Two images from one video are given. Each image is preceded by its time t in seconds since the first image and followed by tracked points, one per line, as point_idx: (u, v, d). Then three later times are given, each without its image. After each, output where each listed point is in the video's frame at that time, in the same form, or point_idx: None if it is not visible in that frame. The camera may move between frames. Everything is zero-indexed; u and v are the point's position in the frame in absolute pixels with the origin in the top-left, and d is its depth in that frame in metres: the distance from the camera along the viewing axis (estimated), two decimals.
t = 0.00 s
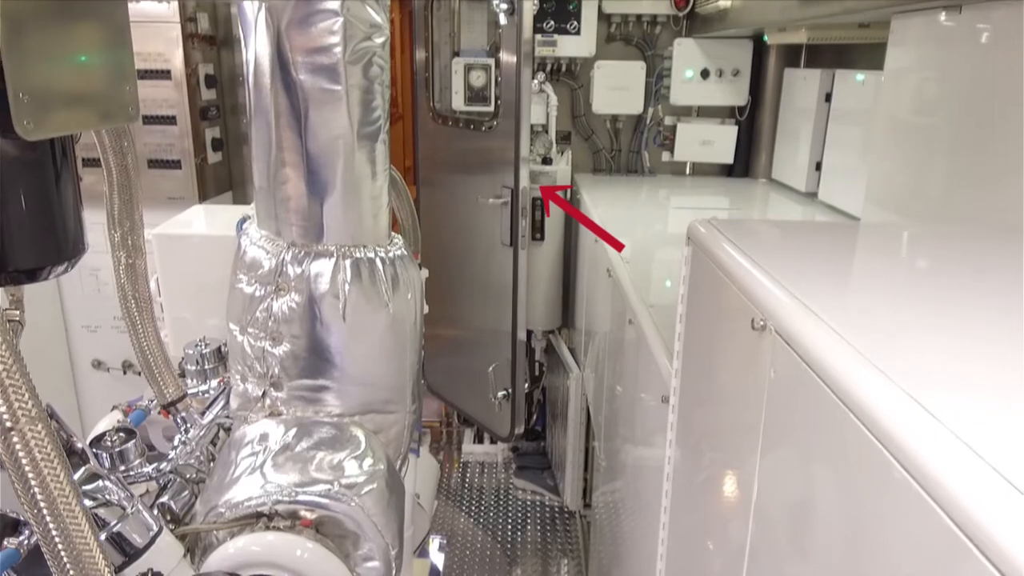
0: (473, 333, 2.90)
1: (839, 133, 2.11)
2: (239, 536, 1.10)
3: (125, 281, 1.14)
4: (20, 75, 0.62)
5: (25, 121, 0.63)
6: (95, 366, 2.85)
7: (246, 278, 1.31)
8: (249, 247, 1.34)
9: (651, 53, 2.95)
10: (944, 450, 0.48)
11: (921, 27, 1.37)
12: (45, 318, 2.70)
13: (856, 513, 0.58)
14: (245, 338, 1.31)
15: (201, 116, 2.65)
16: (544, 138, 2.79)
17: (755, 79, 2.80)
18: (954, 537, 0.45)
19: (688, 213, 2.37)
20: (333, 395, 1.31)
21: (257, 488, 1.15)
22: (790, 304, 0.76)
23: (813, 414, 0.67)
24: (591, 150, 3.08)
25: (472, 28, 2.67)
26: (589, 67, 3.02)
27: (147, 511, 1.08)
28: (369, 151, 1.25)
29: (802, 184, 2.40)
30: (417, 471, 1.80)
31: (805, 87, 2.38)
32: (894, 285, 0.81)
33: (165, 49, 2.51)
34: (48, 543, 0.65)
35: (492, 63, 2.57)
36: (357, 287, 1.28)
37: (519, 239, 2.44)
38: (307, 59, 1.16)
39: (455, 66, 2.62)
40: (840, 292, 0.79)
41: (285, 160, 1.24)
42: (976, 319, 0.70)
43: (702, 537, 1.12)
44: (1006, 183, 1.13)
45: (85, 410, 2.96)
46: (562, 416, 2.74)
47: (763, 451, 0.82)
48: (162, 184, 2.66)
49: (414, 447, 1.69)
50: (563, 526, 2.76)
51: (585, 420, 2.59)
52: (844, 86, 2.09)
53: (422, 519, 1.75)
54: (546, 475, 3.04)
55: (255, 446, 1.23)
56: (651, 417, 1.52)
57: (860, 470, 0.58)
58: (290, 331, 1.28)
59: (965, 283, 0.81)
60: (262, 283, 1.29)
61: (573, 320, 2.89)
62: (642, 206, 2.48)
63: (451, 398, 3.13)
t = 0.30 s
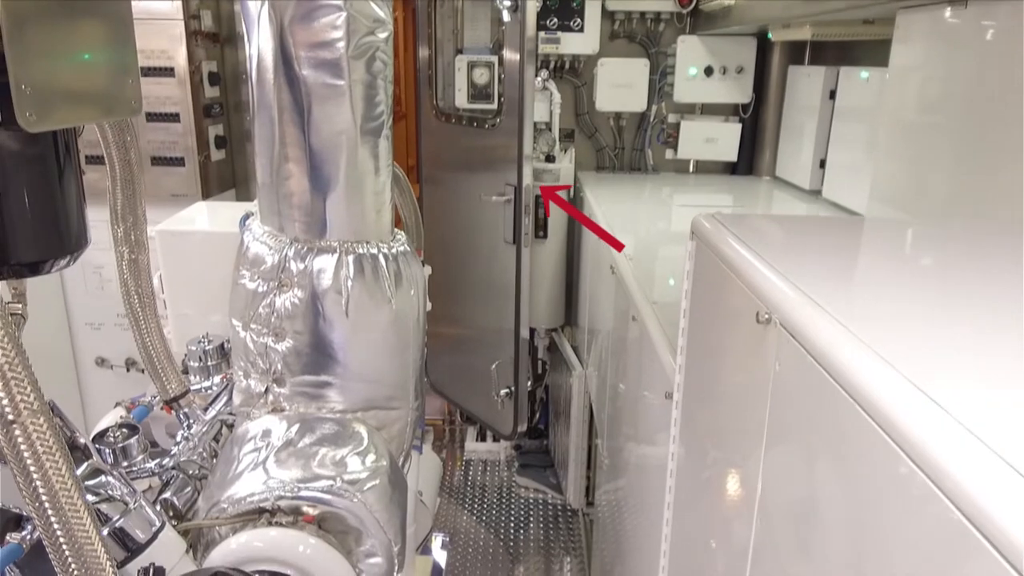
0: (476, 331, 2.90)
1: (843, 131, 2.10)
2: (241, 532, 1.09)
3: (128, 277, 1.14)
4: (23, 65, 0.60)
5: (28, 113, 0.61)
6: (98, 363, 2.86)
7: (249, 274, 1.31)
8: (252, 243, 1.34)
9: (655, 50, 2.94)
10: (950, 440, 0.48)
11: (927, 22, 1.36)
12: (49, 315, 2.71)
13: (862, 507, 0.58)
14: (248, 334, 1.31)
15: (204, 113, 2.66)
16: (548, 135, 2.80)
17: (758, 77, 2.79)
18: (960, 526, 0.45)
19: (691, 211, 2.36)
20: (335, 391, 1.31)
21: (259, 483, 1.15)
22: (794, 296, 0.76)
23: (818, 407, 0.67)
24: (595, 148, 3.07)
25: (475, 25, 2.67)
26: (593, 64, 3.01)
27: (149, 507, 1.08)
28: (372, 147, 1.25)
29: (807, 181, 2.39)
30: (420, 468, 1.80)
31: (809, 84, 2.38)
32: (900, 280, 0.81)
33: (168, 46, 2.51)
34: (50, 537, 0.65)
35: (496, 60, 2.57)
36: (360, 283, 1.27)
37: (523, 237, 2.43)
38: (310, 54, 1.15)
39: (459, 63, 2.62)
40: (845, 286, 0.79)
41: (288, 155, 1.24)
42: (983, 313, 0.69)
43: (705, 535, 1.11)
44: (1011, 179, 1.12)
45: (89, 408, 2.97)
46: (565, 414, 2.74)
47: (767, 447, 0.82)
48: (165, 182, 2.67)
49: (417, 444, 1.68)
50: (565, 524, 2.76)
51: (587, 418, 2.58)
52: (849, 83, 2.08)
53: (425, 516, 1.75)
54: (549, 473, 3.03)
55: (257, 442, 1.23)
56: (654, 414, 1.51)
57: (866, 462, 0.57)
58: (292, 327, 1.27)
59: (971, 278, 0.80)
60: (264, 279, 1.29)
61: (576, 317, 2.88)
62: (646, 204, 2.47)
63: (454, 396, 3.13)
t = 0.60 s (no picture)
0: (480, 329, 2.89)
1: (850, 128, 2.09)
2: (242, 528, 1.09)
3: (129, 273, 1.13)
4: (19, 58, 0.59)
5: (23, 105, 0.60)
6: (102, 360, 2.86)
7: (250, 270, 1.31)
8: (254, 239, 1.33)
9: (660, 47, 2.93)
10: (960, 432, 0.47)
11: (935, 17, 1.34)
12: (53, 312, 2.71)
13: (869, 504, 0.57)
14: (250, 330, 1.31)
15: (208, 110, 2.65)
16: (552, 132, 2.79)
17: (764, 73, 2.77)
18: (972, 522, 0.44)
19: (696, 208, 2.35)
20: (337, 387, 1.30)
21: (261, 480, 1.14)
22: (801, 290, 0.75)
23: (824, 403, 0.66)
24: (599, 145, 3.06)
25: (479, 21, 2.66)
26: (597, 61, 3.00)
27: (150, 503, 1.08)
28: (374, 142, 1.24)
29: (813, 178, 2.38)
30: (423, 465, 1.80)
31: (816, 81, 2.36)
32: (906, 275, 0.80)
33: (172, 43, 2.51)
34: (49, 534, 0.64)
35: (500, 57, 2.57)
36: (362, 278, 1.27)
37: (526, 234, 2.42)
38: (312, 48, 1.15)
39: (463, 60, 2.61)
40: (852, 280, 0.78)
41: (290, 150, 1.23)
42: (992, 308, 0.68)
43: (710, 534, 1.10)
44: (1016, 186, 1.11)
45: (93, 404, 2.97)
46: (569, 412, 2.73)
47: (772, 445, 0.81)
48: (169, 178, 2.67)
49: (420, 441, 1.68)
50: (569, 522, 2.76)
51: (591, 416, 2.57)
52: (855, 80, 2.07)
53: (428, 513, 1.74)
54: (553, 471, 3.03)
55: (259, 438, 1.23)
56: (659, 411, 1.50)
57: (873, 459, 0.56)
58: (294, 323, 1.27)
59: (980, 273, 0.79)
60: (266, 275, 1.29)
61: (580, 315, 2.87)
62: (651, 201, 2.46)
63: (458, 393, 3.12)
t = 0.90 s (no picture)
0: (487, 317, 2.89)
1: (861, 115, 2.07)
2: (250, 510, 1.09)
3: (136, 255, 1.14)
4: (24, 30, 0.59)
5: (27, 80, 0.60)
6: (112, 347, 2.87)
7: (257, 254, 1.31)
8: (260, 223, 1.33)
9: (669, 34, 2.91)
10: (971, 405, 0.47)
11: None
12: (63, 299, 2.73)
13: (877, 485, 0.57)
14: (256, 314, 1.31)
15: (216, 97, 2.65)
16: (560, 120, 2.76)
17: (774, 61, 2.75)
18: (986, 500, 0.43)
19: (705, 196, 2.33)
20: (344, 371, 1.30)
21: (267, 462, 1.15)
22: (809, 268, 0.74)
23: (833, 383, 0.65)
24: (607, 133, 3.05)
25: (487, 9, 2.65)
26: (606, 48, 2.98)
27: (159, 484, 1.08)
28: (380, 125, 1.24)
29: (823, 166, 2.36)
30: (430, 451, 1.80)
31: (826, 68, 2.34)
32: (916, 256, 0.79)
33: (180, 30, 2.51)
34: (55, 510, 0.64)
35: (508, 44, 2.56)
36: (369, 263, 1.27)
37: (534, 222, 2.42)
38: (317, 30, 1.14)
39: (471, 47, 2.60)
40: (860, 259, 0.77)
41: (296, 134, 1.23)
42: (1002, 287, 0.67)
43: (716, 521, 1.10)
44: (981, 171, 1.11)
45: (103, 391, 2.99)
46: (576, 401, 2.73)
47: (779, 426, 0.81)
48: (177, 166, 2.67)
49: (426, 426, 1.68)
50: (576, 510, 2.76)
51: (598, 405, 2.57)
52: (867, 67, 2.05)
53: (434, 499, 1.75)
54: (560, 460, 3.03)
55: (266, 421, 1.23)
56: (665, 398, 1.50)
57: (883, 439, 0.56)
58: (300, 307, 1.27)
59: (990, 254, 0.78)
60: (273, 259, 1.29)
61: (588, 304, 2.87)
62: (660, 189, 2.45)
63: (465, 382, 3.13)
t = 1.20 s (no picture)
0: (496, 314, 2.90)
1: (870, 113, 2.07)
2: (262, 504, 1.10)
3: (150, 252, 1.15)
4: (41, 29, 0.60)
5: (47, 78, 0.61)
6: (124, 342, 2.90)
7: (269, 251, 1.32)
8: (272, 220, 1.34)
9: (679, 31, 2.90)
10: (977, 405, 0.47)
11: None
12: (76, 294, 2.76)
13: (884, 482, 0.57)
14: (268, 310, 1.32)
15: (228, 94, 2.67)
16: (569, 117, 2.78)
17: (784, 58, 2.75)
18: (991, 499, 0.44)
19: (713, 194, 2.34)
20: (354, 367, 1.31)
21: (279, 457, 1.16)
22: (817, 266, 0.75)
23: (840, 382, 0.66)
24: (616, 131, 3.05)
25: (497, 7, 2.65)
26: (615, 45, 2.98)
27: (172, 478, 1.10)
28: (391, 123, 1.25)
29: (832, 164, 2.35)
30: (439, 447, 1.81)
31: (836, 66, 2.33)
32: (924, 255, 0.79)
33: (192, 28, 2.53)
34: (73, 501, 0.66)
35: (517, 42, 2.58)
36: (379, 259, 1.28)
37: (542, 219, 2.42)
38: (329, 28, 1.15)
39: (480, 45, 2.61)
40: (869, 258, 0.78)
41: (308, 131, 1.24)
42: (1011, 286, 0.68)
43: (724, 518, 1.11)
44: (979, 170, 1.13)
45: (116, 386, 3.02)
46: (584, 398, 2.74)
47: (787, 424, 0.81)
48: (189, 162, 2.69)
49: (435, 422, 1.69)
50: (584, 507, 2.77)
51: (606, 402, 2.58)
52: (876, 64, 2.05)
53: (443, 495, 1.76)
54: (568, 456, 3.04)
55: (277, 416, 1.24)
56: (673, 395, 1.50)
57: (889, 438, 0.56)
58: (312, 303, 1.28)
59: (999, 253, 0.78)
60: (284, 256, 1.30)
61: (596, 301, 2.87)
62: (669, 187, 2.45)
63: (474, 378, 3.14)
